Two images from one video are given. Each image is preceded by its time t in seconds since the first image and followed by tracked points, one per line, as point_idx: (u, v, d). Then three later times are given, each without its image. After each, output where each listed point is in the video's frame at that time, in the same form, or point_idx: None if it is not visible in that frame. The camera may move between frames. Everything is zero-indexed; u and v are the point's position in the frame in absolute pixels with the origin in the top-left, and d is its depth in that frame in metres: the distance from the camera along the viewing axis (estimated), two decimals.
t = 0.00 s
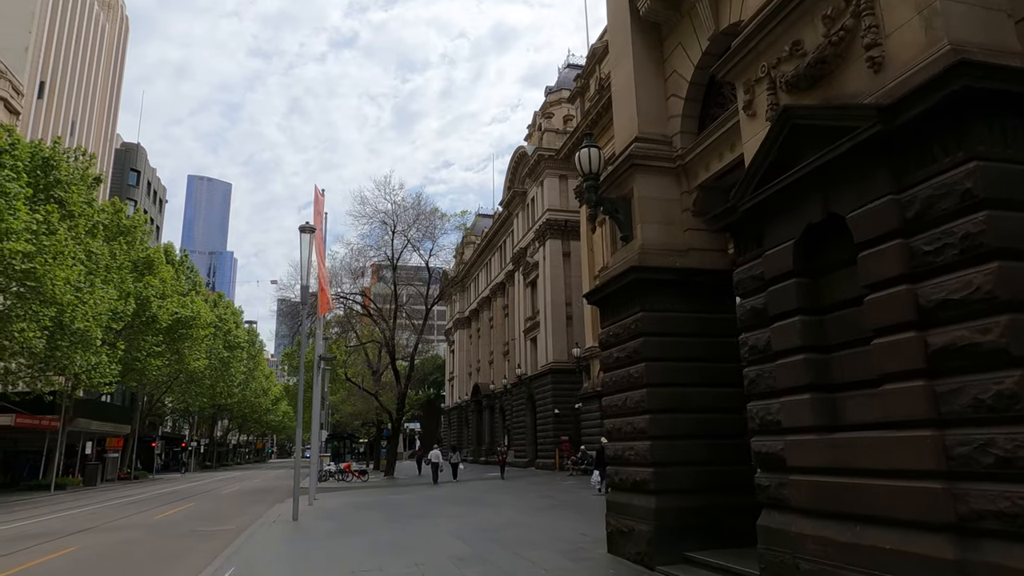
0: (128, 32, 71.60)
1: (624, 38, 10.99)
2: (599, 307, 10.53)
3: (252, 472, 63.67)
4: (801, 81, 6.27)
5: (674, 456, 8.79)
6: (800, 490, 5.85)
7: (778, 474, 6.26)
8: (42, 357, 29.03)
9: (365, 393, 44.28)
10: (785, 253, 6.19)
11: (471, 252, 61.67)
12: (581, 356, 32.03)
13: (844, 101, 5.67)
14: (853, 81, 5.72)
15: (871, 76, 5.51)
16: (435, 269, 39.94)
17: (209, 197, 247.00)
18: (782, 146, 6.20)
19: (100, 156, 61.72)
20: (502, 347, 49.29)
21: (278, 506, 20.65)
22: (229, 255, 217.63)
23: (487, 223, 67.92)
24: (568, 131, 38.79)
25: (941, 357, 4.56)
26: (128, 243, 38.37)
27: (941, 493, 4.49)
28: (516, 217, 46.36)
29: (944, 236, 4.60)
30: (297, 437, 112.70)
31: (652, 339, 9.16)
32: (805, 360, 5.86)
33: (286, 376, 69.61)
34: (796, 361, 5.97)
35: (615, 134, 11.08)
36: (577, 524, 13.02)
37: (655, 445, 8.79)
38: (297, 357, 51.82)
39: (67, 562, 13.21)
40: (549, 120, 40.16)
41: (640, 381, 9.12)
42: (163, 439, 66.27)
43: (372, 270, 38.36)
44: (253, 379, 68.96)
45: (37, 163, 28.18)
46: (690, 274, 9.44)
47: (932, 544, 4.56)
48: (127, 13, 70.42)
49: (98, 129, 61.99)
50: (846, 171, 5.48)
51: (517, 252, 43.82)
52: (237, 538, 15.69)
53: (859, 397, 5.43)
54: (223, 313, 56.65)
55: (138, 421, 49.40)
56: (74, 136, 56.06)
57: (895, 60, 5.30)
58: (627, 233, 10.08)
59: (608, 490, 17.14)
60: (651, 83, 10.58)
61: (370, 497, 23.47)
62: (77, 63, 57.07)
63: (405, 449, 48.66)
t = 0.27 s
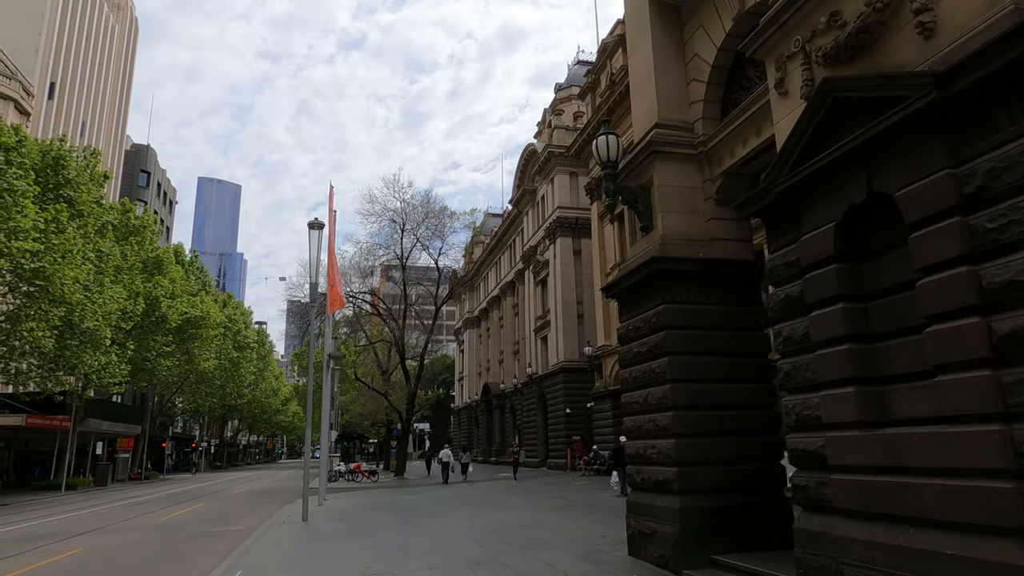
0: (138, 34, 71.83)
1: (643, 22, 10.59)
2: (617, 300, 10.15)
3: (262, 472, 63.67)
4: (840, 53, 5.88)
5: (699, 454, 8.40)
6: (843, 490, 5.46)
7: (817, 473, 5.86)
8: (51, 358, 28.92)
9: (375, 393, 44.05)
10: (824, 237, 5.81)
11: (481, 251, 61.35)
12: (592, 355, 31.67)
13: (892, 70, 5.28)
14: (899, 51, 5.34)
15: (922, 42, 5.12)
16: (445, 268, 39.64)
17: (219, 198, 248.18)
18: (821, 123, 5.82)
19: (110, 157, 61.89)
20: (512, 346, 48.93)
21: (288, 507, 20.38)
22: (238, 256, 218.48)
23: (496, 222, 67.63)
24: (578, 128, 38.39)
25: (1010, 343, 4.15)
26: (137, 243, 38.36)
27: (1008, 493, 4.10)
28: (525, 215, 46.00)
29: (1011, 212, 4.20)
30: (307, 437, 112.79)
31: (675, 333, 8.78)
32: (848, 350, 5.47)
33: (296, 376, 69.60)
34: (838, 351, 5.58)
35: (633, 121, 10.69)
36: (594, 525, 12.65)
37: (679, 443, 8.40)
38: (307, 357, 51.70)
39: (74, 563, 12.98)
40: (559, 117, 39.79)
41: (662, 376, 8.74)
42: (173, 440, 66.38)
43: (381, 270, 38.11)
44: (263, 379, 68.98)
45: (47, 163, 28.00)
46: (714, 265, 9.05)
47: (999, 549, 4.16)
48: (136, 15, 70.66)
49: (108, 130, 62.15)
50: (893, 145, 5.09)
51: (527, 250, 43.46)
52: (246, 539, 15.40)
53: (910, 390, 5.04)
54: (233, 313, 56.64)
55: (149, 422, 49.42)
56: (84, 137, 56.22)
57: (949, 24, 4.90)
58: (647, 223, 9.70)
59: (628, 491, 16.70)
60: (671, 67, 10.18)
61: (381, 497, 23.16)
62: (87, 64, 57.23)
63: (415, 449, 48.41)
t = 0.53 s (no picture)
0: (150, 34, 72.08)
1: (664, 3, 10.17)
2: (639, 293, 9.75)
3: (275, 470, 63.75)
4: (887, 20, 5.46)
5: (728, 453, 7.99)
6: (895, 491, 5.04)
7: (865, 472, 5.44)
8: (64, 356, 28.91)
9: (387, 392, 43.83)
10: (872, 218, 5.39)
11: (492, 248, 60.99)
12: (607, 352, 31.28)
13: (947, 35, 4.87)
14: (956, 14, 4.92)
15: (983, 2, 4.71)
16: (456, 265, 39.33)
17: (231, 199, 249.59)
18: (866, 97, 5.45)
19: (122, 157, 62.12)
20: (524, 344, 48.56)
21: (300, 506, 20.12)
22: (251, 255, 219.60)
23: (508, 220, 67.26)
24: (591, 122, 37.94)
25: None
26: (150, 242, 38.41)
27: None
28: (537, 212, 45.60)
29: None
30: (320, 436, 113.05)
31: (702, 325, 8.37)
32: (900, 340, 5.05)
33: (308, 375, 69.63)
34: (888, 341, 5.16)
35: (654, 105, 10.27)
36: (614, 526, 12.25)
37: (707, 441, 7.99)
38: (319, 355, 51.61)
39: (84, 564, 12.71)
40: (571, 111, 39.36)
41: (688, 371, 8.34)
42: (187, 438, 66.60)
43: (393, 267, 37.84)
44: (275, 378, 69.07)
45: (59, 161, 27.93)
46: (742, 254, 8.61)
47: None
48: (148, 15, 70.86)
49: (121, 130, 62.40)
50: (951, 115, 4.68)
51: (540, 246, 43.06)
52: (257, 539, 15.10)
53: (972, 382, 4.62)
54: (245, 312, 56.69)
55: (162, 420, 49.54)
56: (96, 137, 56.46)
57: None
58: (670, 211, 9.29)
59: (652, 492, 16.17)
60: (694, 49, 9.75)
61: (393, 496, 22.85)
62: (99, 64, 57.44)
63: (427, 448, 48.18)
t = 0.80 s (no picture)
0: (161, 34, 72.27)
1: None
2: (659, 284, 9.37)
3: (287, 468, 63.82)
4: None
5: (756, 450, 7.61)
6: (948, 492, 4.65)
7: (912, 472, 5.06)
8: (76, 354, 28.92)
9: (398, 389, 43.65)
10: (921, 197, 5.00)
11: (503, 245, 60.72)
12: (620, 349, 30.89)
13: None
14: None
15: None
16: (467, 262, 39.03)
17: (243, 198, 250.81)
18: (913, 69, 5.11)
19: (135, 156, 62.39)
20: (536, 341, 48.24)
21: (311, 505, 19.91)
22: (262, 254, 220.64)
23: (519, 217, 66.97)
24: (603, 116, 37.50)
25: None
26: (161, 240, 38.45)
27: None
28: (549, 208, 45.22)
29: None
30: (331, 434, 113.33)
31: (727, 317, 7.99)
32: (953, 328, 4.67)
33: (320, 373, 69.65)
34: (941, 329, 4.77)
35: (674, 90, 9.86)
36: (632, 526, 11.88)
37: (734, 438, 7.61)
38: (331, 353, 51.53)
39: (92, 564, 12.51)
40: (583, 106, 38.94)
41: (713, 365, 7.96)
42: (200, 436, 66.82)
43: (403, 264, 37.60)
44: (287, 376, 69.15)
45: (70, 158, 27.92)
46: (769, 243, 8.22)
47: None
48: (158, 14, 70.99)
49: (132, 130, 62.58)
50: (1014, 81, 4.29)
51: (551, 243, 42.73)
52: (267, 539, 14.86)
53: None
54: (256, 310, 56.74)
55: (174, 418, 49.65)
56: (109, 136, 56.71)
57: None
58: (693, 199, 8.90)
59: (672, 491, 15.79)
60: (717, 29, 9.34)
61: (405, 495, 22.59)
62: (111, 64, 57.69)
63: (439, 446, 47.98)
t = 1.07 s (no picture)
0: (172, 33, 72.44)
1: None
2: (681, 275, 8.95)
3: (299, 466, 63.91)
4: None
5: (788, 449, 7.20)
6: (1010, 495, 4.25)
7: (967, 473, 4.65)
8: (88, 352, 28.91)
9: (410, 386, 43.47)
10: (979, 175, 4.59)
11: (514, 241, 60.39)
12: (635, 345, 30.43)
13: None
14: None
15: None
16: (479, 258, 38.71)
17: (255, 197, 252.00)
18: (966, 36, 4.70)
19: (147, 155, 62.62)
20: (548, 338, 47.91)
21: (322, 503, 19.66)
22: (274, 253, 221.85)
23: (530, 213, 66.64)
24: (615, 110, 37.04)
25: None
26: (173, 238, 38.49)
27: None
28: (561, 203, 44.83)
29: None
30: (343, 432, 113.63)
31: (757, 308, 7.55)
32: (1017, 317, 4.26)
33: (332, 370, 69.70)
34: (1003, 320, 4.35)
35: (696, 72, 9.43)
36: (652, 527, 11.46)
37: (764, 436, 7.22)
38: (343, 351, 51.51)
39: (99, 564, 12.28)
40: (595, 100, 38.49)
41: (740, 359, 7.54)
42: (213, 433, 67.04)
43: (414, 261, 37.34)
44: (299, 374, 69.25)
45: (80, 154, 27.93)
46: (799, 230, 7.79)
47: None
48: (170, 13, 71.15)
49: (144, 128, 62.75)
50: None
51: (563, 238, 42.32)
52: (277, 538, 14.59)
53: None
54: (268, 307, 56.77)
55: (188, 416, 49.80)
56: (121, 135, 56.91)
57: None
58: (717, 186, 8.48)
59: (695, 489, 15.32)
60: (740, 8, 8.90)
61: (417, 493, 22.29)
62: (123, 63, 57.88)
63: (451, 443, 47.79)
